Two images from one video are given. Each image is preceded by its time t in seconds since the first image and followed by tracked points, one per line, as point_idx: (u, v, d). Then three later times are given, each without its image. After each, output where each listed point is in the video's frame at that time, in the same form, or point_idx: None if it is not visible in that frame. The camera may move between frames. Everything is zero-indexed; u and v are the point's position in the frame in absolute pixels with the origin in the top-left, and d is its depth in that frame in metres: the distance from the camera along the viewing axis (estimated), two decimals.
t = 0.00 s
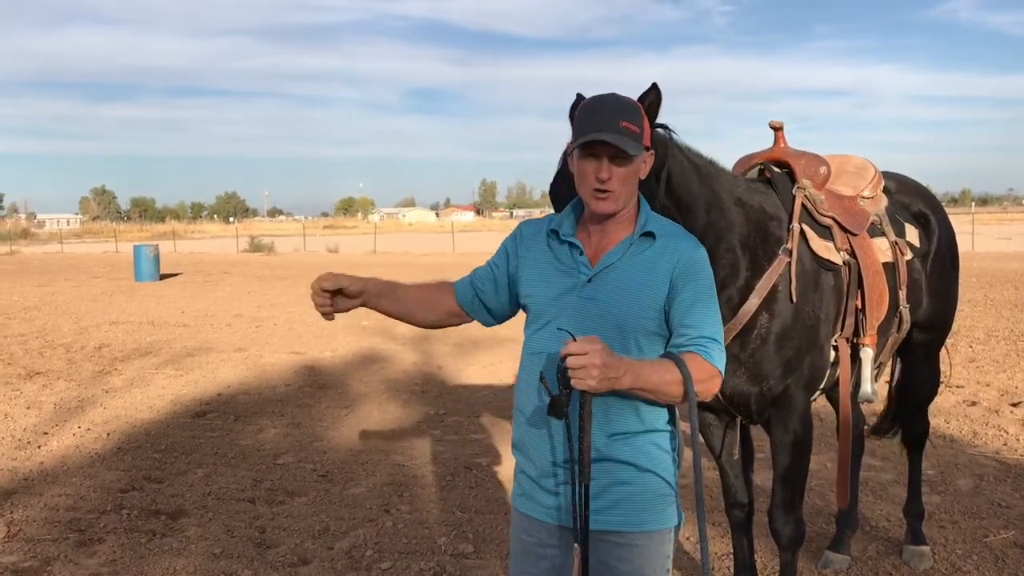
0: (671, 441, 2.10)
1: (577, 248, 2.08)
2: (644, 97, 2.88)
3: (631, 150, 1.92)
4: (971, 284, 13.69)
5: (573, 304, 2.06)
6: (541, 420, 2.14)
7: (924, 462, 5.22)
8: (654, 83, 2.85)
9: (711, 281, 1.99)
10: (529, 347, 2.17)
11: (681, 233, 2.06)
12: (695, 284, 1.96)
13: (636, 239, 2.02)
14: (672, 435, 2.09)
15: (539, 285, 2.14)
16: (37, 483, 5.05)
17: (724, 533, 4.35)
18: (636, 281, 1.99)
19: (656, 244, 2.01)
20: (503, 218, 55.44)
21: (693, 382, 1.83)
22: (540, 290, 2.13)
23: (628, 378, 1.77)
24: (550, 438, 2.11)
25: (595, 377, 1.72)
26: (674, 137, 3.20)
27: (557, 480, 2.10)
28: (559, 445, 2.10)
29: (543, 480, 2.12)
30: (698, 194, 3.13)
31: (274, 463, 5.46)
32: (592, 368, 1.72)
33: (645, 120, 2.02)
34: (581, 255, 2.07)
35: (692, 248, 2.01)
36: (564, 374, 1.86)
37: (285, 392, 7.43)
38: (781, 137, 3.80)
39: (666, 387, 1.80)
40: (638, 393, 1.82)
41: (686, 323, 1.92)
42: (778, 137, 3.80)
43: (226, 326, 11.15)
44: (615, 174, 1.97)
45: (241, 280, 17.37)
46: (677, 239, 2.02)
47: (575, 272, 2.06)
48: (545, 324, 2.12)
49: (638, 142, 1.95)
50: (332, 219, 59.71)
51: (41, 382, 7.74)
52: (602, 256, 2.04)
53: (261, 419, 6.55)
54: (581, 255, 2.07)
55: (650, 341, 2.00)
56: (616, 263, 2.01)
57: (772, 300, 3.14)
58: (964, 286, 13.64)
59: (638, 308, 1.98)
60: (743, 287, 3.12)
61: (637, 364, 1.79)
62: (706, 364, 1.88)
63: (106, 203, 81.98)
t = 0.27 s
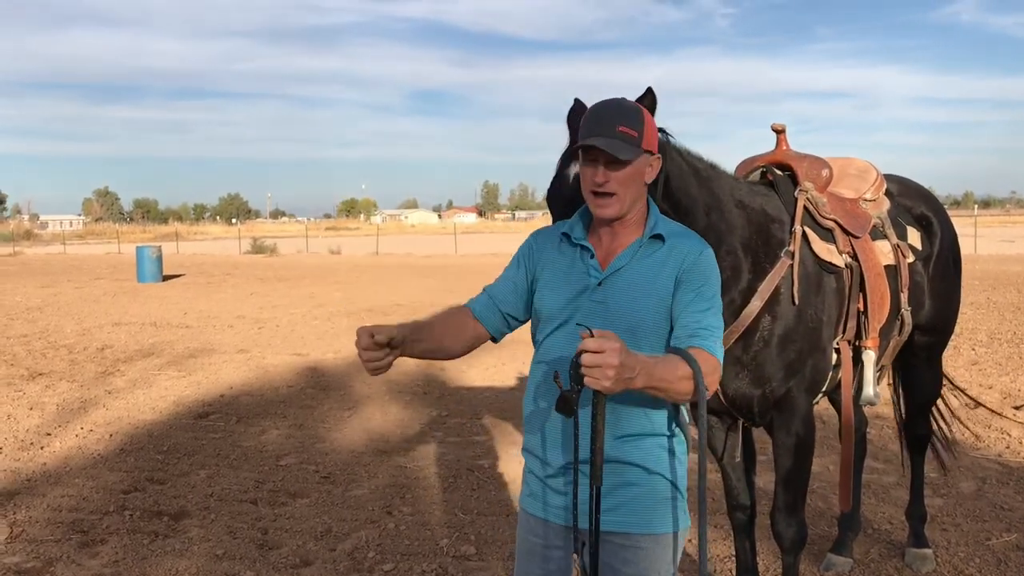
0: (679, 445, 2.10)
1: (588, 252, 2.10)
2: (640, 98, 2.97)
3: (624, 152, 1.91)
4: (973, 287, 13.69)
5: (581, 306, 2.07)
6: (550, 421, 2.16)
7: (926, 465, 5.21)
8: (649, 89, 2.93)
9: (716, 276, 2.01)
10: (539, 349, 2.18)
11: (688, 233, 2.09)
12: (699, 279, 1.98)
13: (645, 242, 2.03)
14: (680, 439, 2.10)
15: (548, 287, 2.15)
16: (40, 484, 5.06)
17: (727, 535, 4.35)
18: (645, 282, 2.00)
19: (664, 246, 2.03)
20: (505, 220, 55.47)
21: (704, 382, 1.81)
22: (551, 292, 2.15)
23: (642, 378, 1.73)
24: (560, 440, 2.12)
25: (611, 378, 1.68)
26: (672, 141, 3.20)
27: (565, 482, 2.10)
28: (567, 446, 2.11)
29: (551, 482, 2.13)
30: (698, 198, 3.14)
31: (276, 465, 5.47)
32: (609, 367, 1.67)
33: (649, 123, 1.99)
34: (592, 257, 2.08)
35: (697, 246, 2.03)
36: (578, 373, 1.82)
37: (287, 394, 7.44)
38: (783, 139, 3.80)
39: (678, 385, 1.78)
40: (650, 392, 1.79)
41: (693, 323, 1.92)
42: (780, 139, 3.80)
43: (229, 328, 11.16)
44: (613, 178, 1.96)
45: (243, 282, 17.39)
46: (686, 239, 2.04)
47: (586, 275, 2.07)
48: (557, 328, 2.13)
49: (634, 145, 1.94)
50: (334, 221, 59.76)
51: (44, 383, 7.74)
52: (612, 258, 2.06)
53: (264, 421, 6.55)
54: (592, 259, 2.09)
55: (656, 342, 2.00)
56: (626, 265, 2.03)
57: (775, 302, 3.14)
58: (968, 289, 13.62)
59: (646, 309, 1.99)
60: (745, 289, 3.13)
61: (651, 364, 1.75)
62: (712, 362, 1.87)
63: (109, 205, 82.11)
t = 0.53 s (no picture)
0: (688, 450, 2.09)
1: (605, 255, 2.11)
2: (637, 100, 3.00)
3: (628, 163, 1.92)
4: (975, 288, 13.69)
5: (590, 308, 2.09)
6: (560, 420, 2.17)
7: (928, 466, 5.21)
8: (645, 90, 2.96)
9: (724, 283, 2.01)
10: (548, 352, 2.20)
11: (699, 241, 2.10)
12: (707, 283, 1.99)
13: (661, 248, 2.04)
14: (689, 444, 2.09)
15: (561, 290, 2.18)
16: (41, 485, 5.06)
17: (729, 536, 4.35)
18: (653, 286, 2.01)
19: (678, 254, 2.04)
20: (506, 221, 55.48)
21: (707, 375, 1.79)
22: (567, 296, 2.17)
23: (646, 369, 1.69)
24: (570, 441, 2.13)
25: (615, 368, 1.65)
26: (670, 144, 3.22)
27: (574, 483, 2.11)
28: (576, 447, 2.12)
29: (559, 484, 2.14)
30: (697, 200, 3.14)
31: (278, 466, 5.47)
32: (615, 357, 1.64)
33: (661, 133, 1.98)
34: (608, 262, 2.10)
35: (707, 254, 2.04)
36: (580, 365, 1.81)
37: (289, 395, 7.44)
38: (783, 140, 3.80)
39: (683, 373, 1.75)
40: (653, 380, 1.76)
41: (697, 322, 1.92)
42: (781, 141, 3.80)
43: (230, 329, 11.17)
44: (620, 188, 1.96)
45: (245, 282, 17.42)
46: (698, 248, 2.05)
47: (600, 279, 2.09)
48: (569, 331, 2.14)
49: (640, 155, 1.94)
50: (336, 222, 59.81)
51: (46, 384, 7.75)
52: (627, 264, 2.07)
53: (265, 421, 6.56)
54: (608, 263, 2.10)
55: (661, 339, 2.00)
56: (640, 271, 2.03)
57: (776, 303, 3.14)
58: (969, 290, 13.61)
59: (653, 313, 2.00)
60: (745, 290, 3.13)
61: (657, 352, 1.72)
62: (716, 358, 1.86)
63: (111, 205, 82.24)
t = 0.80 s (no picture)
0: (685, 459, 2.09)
1: (612, 261, 2.14)
2: (633, 102, 3.01)
3: (623, 173, 1.92)
4: (975, 288, 13.67)
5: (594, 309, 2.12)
6: (557, 423, 2.20)
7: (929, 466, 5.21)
8: (640, 91, 2.99)
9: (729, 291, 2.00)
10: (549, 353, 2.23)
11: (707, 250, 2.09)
12: (709, 292, 1.97)
13: (667, 255, 2.04)
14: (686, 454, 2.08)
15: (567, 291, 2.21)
16: (42, 485, 5.07)
17: (729, 536, 4.35)
18: (655, 290, 2.02)
19: (684, 262, 2.03)
20: (506, 221, 55.48)
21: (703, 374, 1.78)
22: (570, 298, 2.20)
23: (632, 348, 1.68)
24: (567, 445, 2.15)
25: (599, 337, 1.63)
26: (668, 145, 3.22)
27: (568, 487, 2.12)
28: (570, 449, 2.13)
29: (554, 487, 2.15)
30: (696, 200, 3.14)
31: (278, 466, 5.47)
32: (598, 326, 1.63)
33: (663, 142, 1.96)
34: (614, 267, 2.11)
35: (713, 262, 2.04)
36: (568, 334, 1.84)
37: (290, 395, 7.45)
38: (783, 140, 3.80)
39: (671, 365, 1.74)
40: (640, 366, 1.74)
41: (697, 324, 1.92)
42: (781, 141, 3.80)
43: (231, 329, 11.17)
44: (620, 197, 1.96)
45: (245, 283, 17.43)
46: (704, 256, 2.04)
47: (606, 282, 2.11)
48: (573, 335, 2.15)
49: (639, 164, 1.93)
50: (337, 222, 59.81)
51: (46, 384, 7.75)
52: (632, 270, 2.08)
53: (265, 422, 6.56)
54: (614, 268, 2.12)
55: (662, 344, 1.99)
56: (644, 276, 2.04)
57: (775, 303, 3.14)
58: (970, 289, 13.61)
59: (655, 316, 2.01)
60: (744, 290, 3.15)
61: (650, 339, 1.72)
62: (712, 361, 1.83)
63: (111, 206, 82.26)
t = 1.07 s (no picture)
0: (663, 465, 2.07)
1: (610, 261, 2.15)
2: (625, 100, 3.01)
3: (596, 175, 1.94)
4: (975, 288, 13.67)
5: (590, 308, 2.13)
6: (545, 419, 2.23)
7: (928, 465, 5.21)
8: (631, 90, 2.99)
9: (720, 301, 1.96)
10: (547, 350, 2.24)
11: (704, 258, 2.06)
12: (697, 299, 1.94)
13: (662, 260, 2.02)
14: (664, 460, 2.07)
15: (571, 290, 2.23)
16: (42, 485, 5.07)
17: (728, 536, 4.35)
18: (647, 292, 2.01)
19: (679, 269, 2.01)
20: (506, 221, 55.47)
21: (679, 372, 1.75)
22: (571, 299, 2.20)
23: (602, 312, 1.65)
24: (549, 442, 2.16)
25: (566, 295, 1.63)
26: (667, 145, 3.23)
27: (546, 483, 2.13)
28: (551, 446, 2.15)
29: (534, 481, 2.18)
30: (694, 198, 3.15)
31: (278, 465, 5.47)
32: (566, 286, 1.63)
33: (645, 146, 1.93)
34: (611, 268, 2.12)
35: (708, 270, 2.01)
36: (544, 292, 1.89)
37: (289, 394, 7.45)
38: (783, 140, 3.80)
39: (642, 347, 1.70)
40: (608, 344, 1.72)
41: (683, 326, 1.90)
42: (781, 140, 3.80)
43: (230, 328, 11.16)
44: (602, 199, 1.99)
45: (245, 282, 17.41)
46: (698, 265, 2.01)
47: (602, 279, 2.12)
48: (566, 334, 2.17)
49: (615, 167, 1.94)
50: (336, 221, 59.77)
51: (46, 384, 7.75)
52: (627, 270, 2.08)
53: (265, 421, 6.56)
54: (611, 269, 2.12)
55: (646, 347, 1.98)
56: (637, 278, 2.03)
57: (775, 302, 3.14)
58: (969, 289, 13.61)
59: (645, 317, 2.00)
60: (744, 289, 3.13)
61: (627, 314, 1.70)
62: (688, 362, 1.79)
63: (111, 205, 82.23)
